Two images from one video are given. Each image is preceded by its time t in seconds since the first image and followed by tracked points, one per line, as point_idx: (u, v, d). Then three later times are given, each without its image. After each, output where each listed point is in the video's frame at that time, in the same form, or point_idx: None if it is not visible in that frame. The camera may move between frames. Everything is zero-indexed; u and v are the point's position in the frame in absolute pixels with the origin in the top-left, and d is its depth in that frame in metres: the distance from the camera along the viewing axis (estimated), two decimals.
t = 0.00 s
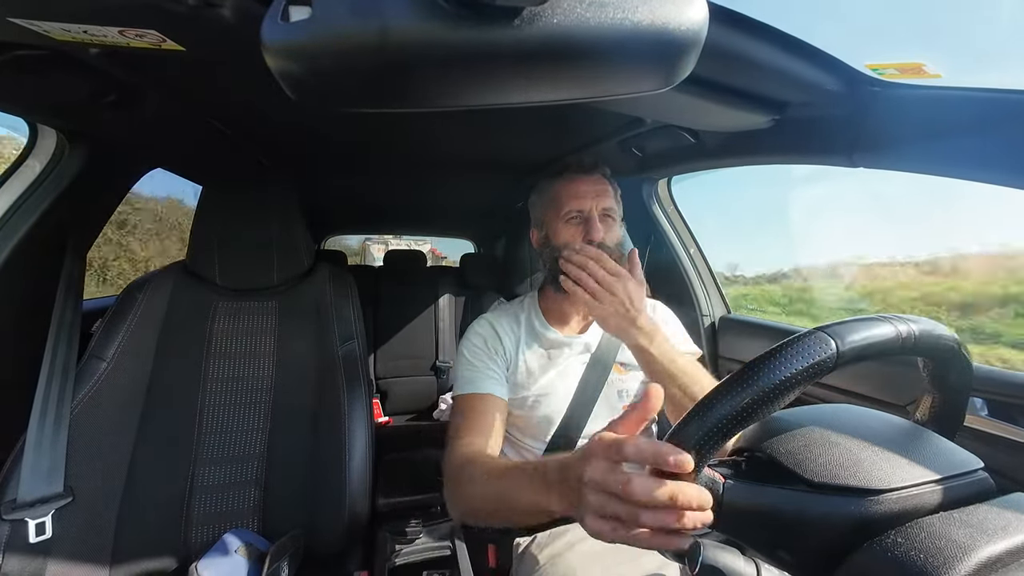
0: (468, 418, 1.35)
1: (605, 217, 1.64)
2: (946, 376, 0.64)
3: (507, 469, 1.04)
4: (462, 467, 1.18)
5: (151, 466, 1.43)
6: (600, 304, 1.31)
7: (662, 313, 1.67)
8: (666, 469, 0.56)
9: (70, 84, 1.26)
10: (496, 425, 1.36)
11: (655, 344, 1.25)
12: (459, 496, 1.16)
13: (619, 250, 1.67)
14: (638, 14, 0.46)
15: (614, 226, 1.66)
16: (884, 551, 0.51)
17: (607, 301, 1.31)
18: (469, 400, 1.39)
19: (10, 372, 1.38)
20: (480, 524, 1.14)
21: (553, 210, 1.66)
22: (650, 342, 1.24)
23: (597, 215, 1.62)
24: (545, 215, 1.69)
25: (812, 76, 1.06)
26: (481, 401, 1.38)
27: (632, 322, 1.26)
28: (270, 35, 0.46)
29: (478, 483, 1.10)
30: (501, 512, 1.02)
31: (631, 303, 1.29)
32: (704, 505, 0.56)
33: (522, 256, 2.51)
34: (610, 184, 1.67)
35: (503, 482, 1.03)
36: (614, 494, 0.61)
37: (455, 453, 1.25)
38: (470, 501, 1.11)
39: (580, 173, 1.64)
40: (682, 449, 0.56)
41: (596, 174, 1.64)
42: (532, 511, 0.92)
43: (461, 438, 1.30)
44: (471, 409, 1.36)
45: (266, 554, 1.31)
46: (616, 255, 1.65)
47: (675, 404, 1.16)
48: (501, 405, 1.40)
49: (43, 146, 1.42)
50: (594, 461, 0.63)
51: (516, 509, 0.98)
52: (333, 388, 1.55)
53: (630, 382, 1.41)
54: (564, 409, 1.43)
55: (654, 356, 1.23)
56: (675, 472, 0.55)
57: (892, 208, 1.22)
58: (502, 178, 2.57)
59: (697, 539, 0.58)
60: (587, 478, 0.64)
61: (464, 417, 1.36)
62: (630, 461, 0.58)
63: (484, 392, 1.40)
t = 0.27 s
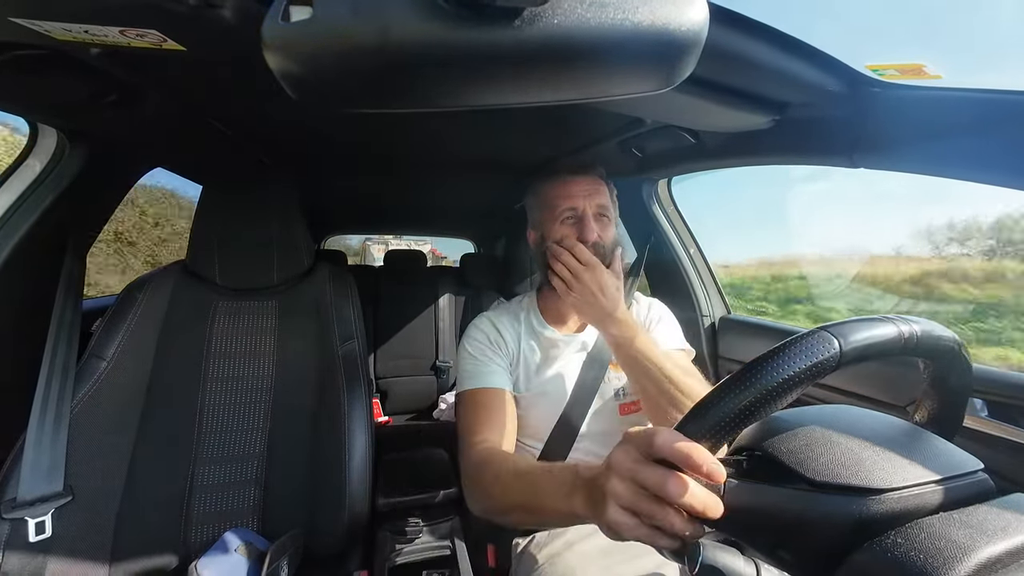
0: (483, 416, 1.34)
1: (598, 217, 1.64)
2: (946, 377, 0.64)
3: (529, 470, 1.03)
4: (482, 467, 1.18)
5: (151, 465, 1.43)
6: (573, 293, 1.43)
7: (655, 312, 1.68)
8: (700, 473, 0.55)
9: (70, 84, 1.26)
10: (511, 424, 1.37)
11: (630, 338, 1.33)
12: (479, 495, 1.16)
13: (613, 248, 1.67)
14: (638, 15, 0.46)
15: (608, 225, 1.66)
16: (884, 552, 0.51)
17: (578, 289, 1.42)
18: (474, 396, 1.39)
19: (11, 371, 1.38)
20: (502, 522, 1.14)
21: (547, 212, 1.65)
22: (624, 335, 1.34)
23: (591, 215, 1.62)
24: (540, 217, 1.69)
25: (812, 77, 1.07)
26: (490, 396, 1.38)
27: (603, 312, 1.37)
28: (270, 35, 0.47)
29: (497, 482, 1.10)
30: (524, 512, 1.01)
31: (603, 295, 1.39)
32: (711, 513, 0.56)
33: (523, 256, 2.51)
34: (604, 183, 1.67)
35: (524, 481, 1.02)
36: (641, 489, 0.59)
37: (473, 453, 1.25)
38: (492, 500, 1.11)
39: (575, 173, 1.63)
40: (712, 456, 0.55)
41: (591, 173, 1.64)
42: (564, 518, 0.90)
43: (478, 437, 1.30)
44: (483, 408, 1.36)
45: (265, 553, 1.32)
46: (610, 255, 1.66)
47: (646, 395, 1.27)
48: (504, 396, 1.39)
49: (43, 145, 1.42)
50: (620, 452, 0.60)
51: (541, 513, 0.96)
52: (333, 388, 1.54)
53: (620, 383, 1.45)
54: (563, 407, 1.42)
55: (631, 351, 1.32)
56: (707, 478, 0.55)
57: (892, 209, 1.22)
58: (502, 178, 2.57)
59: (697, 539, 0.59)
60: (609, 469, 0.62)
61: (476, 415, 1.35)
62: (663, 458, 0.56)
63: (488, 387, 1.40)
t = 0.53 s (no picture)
0: (485, 417, 1.35)
1: (591, 215, 1.64)
2: (946, 376, 0.64)
3: (530, 471, 1.03)
4: (482, 467, 1.18)
5: (152, 466, 1.43)
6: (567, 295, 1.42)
7: (653, 310, 1.68)
8: (699, 475, 0.54)
9: (70, 85, 1.26)
10: (513, 424, 1.37)
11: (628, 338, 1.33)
12: (480, 494, 1.17)
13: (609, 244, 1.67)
14: (638, 15, 0.46)
15: (601, 222, 1.67)
16: (884, 552, 0.51)
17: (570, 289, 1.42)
18: (473, 393, 1.40)
19: (11, 372, 1.38)
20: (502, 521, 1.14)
21: (539, 213, 1.68)
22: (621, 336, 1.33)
23: (583, 213, 1.62)
24: (534, 219, 1.71)
25: (812, 77, 1.06)
26: (489, 393, 1.39)
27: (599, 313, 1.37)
28: (270, 36, 0.46)
29: (496, 482, 1.10)
30: (523, 512, 1.02)
31: (597, 297, 1.39)
32: (711, 513, 0.56)
33: (522, 257, 2.51)
34: (596, 182, 1.68)
35: (524, 482, 1.02)
36: (642, 489, 0.60)
37: (474, 453, 1.25)
38: (491, 500, 1.12)
39: (563, 174, 1.65)
40: (712, 457, 0.55)
41: (581, 172, 1.65)
42: (568, 519, 0.89)
43: (479, 437, 1.30)
44: (485, 409, 1.36)
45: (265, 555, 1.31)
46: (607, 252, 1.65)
47: (645, 395, 1.26)
48: (506, 397, 1.39)
49: (43, 146, 1.42)
50: (623, 452, 0.62)
51: (541, 513, 0.96)
52: (333, 388, 1.55)
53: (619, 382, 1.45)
54: (563, 407, 1.42)
55: (629, 351, 1.31)
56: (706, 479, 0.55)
57: (893, 208, 1.21)
58: (502, 179, 2.57)
59: (697, 539, 0.59)
60: (613, 469, 0.63)
61: (477, 416, 1.36)
62: (661, 459, 0.57)
63: (485, 383, 1.41)
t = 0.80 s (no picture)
0: (486, 417, 1.35)
1: (588, 213, 1.64)
2: (946, 375, 0.64)
3: (532, 471, 1.03)
4: (485, 467, 1.18)
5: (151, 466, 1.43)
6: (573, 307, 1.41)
7: (657, 314, 1.68)
8: (697, 478, 0.55)
9: (70, 84, 1.26)
10: (514, 423, 1.37)
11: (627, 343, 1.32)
12: (481, 494, 1.17)
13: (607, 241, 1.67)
14: (638, 14, 0.46)
15: (599, 220, 1.66)
16: (884, 552, 0.51)
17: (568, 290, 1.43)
18: (474, 393, 1.41)
19: (11, 372, 1.38)
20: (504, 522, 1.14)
21: (536, 214, 1.69)
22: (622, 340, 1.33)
23: (578, 210, 1.63)
24: (531, 221, 1.72)
25: (812, 76, 1.06)
26: (491, 393, 1.40)
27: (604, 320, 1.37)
28: (270, 35, 0.47)
29: (499, 482, 1.10)
30: (525, 513, 1.01)
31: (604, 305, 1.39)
32: (708, 516, 0.57)
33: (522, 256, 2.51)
34: (591, 180, 1.68)
35: (526, 482, 1.02)
36: (640, 494, 0.60)
37: (476, 453, 1.25)
38: (493, 500, 1.11)
39: (557, 175, 1.67)
40: (710, 461, 0.56)
41: (575, 171, 1.66)
42: (568, 520, 0.89)
43: (481, 437, 1.30)
44: (486, 409, 1.37)
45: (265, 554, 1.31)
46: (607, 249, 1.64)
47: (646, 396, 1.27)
48: (506, 396, 1.40)
49: (43, 146, 1.42)
50: (620, 457, 0.61)
51: (543, 514, 0.96)
52: (333, 388, 1.55)
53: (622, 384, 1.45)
54: (563, 408, 1.42)
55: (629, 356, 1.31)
56: (704, 481, 0.55)
57: (893, 207, 1.21)
58: (502, 178, 2.56)
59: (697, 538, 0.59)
60: (611, 475, 0.62)
61: (479, 416, 1.36)
62: (659, 463, 0.57)
63: (485, 383, 1.42)
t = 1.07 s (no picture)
0: (488, 416, 1.35)
1: (578, 214, 1.64)
2: (946, 375, 0.64)
3: (533, 471, 1.03)
4: (487, 467, 1.18)
5: (152, 466, 1.43)
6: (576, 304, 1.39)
7: (657, 314, 1.68)
8: (696, 479, 0.55)
9: (70, 84, 1.26)
10: (515, 422, 1.37)
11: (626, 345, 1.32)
12: (483, 494, 1.16)
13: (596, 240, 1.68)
14: (638, 15, 0.46)
15: (588, 222, 1.66)
16: (884, 552, 0.51)
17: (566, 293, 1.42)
18: (474, 392, 1.41)
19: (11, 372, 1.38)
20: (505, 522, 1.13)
21: (528, 217, 1.69)
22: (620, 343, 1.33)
23: (569, 212, 1.63)
24: (524, 224, 1.72)
25: (811, 76, 1.07)
26: (492, 393, 1.40)
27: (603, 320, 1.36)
28: (270, 35, 0.47)
29: (500, 482, 1.10)
30: (526, 513, 1.01)
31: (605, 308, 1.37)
32: (708, 517, 0.57)
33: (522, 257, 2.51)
34: (580, 180, 1.68)
35: (528, 482, 1.02)
36: (640, 495, 0.60)
37: (478, 453, 1.25)
38: (494, 500, 1.11)
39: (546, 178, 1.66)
40: (708, 461, 0.56)
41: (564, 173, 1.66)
42: (567, 522, 0.89)
43: (483, 437, 1.30)
44: (488, 409, 1.37)
45: (266, 554, 1.31)
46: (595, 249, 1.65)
47: (646, 397, 1.26)
48: (507, 396, 1.40)
49: (43, 146, 1.42)
50: (619, 459, 0.61)
51: (542, 514, 0.96)
52: (333, 388, 1.55)
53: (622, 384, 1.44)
54: (563, 408, 1.42)
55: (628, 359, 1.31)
56: (703, 482, 0.55)
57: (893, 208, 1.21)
58: (503, 178, 2.56)
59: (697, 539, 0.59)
60: (611, 476, 0.62)
61: (481, 415, 1.36)
62: (658, 465, 0.57)
63: (486, 383, 1.42)
